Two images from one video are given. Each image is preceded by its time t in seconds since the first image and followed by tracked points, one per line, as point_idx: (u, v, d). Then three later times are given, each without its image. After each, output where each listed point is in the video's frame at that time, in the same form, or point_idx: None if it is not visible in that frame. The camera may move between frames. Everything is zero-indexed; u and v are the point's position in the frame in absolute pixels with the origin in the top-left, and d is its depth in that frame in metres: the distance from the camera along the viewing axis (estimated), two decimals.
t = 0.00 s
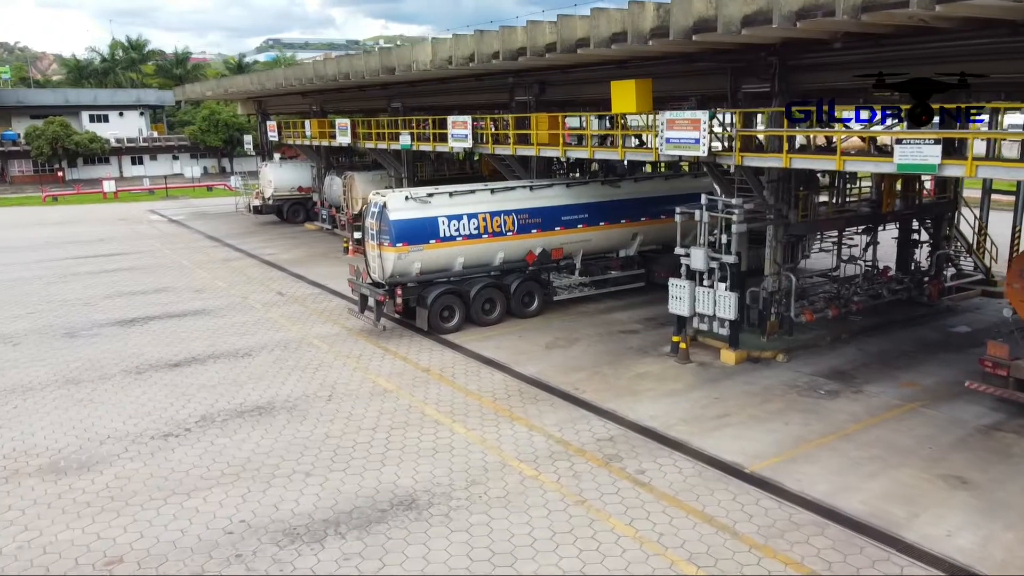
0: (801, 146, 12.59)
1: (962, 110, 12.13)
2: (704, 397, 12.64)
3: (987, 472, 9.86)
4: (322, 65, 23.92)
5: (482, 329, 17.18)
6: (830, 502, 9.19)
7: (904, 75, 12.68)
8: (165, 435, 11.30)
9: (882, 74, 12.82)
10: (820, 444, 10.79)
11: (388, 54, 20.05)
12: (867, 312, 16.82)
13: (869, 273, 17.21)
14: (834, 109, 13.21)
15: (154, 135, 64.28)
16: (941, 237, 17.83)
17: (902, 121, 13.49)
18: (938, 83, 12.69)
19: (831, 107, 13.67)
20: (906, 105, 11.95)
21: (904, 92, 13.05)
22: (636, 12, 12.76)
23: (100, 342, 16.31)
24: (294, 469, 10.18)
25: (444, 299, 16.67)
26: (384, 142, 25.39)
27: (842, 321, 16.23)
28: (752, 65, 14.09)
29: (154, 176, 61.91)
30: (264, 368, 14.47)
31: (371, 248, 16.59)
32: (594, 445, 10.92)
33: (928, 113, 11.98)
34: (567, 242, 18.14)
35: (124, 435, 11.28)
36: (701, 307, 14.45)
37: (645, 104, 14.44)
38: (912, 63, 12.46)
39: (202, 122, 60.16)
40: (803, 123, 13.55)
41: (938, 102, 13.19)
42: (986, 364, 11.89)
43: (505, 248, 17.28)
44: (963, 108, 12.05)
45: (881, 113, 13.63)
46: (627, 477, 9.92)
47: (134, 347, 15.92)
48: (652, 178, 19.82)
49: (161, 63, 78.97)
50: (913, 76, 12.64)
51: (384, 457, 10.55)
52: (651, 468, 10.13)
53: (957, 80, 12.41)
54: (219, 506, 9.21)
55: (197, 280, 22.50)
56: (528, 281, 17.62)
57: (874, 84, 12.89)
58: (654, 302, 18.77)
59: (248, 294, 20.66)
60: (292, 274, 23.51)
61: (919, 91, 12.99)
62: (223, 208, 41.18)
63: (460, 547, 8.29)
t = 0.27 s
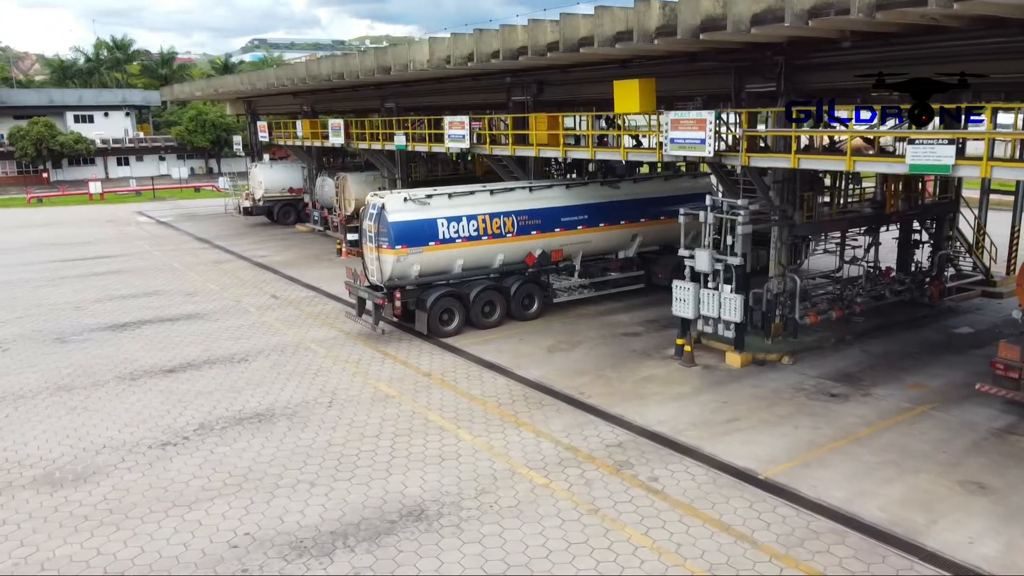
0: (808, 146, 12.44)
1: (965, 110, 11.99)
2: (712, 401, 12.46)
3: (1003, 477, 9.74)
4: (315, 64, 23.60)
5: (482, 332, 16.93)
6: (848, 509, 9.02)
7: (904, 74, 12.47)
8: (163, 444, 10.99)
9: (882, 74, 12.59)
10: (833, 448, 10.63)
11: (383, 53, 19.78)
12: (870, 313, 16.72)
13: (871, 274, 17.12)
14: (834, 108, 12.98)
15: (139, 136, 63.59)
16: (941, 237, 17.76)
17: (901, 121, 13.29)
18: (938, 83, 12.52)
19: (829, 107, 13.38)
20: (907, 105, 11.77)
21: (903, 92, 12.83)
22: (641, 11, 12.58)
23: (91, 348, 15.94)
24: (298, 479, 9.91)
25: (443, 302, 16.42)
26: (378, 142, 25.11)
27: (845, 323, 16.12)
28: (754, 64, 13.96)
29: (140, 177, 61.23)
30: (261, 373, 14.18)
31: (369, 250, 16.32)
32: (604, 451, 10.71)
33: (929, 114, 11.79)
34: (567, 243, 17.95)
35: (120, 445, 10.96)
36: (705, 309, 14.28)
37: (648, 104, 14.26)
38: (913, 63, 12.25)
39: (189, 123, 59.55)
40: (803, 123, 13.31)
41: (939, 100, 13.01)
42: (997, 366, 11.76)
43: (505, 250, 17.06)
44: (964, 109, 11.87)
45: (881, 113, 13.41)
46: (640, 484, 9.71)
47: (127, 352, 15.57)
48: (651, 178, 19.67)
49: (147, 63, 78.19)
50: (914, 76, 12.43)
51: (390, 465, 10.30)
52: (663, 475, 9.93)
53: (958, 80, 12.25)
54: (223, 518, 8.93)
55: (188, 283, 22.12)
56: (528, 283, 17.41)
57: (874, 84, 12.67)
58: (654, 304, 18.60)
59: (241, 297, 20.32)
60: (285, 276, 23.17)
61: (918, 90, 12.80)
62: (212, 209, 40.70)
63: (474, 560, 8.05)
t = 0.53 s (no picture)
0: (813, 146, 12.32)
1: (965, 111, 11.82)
2: (718, 405, 12.30)
3: (1016, 480, 9.64)
4: (306, 64, 23.29)
5: (480, 335, 16.69)
6: (864, 515, 8.88)
7: (904, 74, 12.31)
8: (159, 453, 10.70)
9: (882, 74, 12.44)
10: (844, 452, 10.50)
11: (377, 53, 19.52)
12: (870, 314, 16.64)
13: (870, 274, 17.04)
14: (835, 109, 12.84)
15: (122, 137, 62.81)
16: (940, 238, 17.73)
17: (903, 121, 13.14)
18: (938, 84, 12.34)
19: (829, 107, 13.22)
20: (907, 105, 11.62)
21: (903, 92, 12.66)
22: (645, 9, 12.42)
23: (81, 353, 15.57)
24: (300, 488, 9.66)
25: (441, 305, 16.16)
26: (369, 143, 24.82)
27: (846, 324, 16.02)
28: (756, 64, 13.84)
29: (123, 178, 60.47)
30: (257, 379, 13.88)
31: (365, 253, 16.05)
32: (613, 456, 10.52)
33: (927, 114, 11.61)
34: (565, 244, 17.77)
35: (115, 454, 10.65)
36: (708, 311, 14.13)
37: (650, 103, 14.10)
38: (912, 63, 12.09)
39: (173, 123, 58.88)
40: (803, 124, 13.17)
41: (937, 101, 12.71)
42: (1006, 367, 11.69)
43: (503, 251, 16.85)
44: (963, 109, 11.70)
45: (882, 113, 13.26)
46: (652, 491, 9.52)
47: (118, 358, 15.22)
48: (648, 178, 19.54)
49: (129, 63, 77.30)
50: (913, 76, 12.28)
51: (395, 473, 10.06)
52: (675, 481, 9.76)
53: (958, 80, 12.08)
54: (225, 530, 8.66)
55: (177, 286, 21.74)
56: (526, 285, 17.21)
57: (874, 84, 12.52)
58: (652, 306, 18.47)
59: (233, 301, 19.99)
60: (276, 279, 22.84)
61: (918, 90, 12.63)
62: (198, 210, 40.20)
63: (488, 572, 7.84)
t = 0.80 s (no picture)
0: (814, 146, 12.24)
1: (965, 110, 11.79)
2: (720, 407, 12.18)
3: None
4: (291, 64, 22.93)
5: (473, 338, 16.47)
6: (877, 518, 8.78)
7: (903, 74, 12.28)
8: (151, 463, 10.37)
9: (882, 74, 12.42)
10: (850, 454, 10.41)
11: (365, 52, 19.24)
12: (864, 314, 16.63)
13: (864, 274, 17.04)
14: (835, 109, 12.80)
15: (97, 137, 61.80)
16: (931, 237, 17.78)
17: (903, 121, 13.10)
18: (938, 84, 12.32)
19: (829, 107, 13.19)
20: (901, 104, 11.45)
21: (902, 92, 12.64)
22: (644, 7, 12.28)
23: (64, 359, 15.15)
24: (300, 498, 9.39)
25: (435, 308, 15.91)
26: (356, 143, 24.50)
27: (841, 324, 15.99)
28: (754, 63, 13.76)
29: (99, 179, 59.49)
30: (249, 384, 13.57)
31: (356, 255, 15.77)
32: (618, 461, 10.35)
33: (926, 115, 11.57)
34: (558, 246, 17.61)
35: (105, 465, 10.30)
36: (706, 313, 14.02)
37: (646, 103, 13.95)
38: (912, 63, 12.06)
39: (150, 124, 58.01)
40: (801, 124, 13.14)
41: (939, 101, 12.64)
42: (1007, 367, 11.68)
43: (496, 253, 16.64)
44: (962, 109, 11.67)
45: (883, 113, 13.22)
46: (660, 497, 9.36)
47: (103, 364, 14.82)
48: (640, 179, 19.45)
49: (103, 63, 76.12)
50: (913, 76, 12.26)
51: (396, 481, 9.81)
52: (683, 486, 9.61)
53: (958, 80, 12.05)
54: (225, 543, 8.38)
55: (161, 290, 21.30)
56: (520, 287, 17.01)
57: (874, 84, 12.50)
58: (646, 307, 18.36)
59: (218, 304, 19.60)
60: (261, 282, 22.47)
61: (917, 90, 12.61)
62: (177, 212, 39.57)
63: None
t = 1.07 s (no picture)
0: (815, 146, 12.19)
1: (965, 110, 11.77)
2: (722, 409, 12.08)
3: None
4: (275, 63, 22.58)
5: (467, 341, 16.26)
6: (889, 521, 8.70)
7: (903, 75, 12.26)
8: (145, 473, 10.07)
9: (882, 74, 12.41)
10: (856, 456, 10.34)
11: (353, 51, 18.96)
12: (858, 314, 16.63)
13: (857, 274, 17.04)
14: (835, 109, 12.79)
15: (72, 138, 60.78)
16: (923, 237, 17.83)
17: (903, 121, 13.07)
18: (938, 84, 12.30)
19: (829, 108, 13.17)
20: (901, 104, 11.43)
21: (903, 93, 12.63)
22: (643, 5, 12.14)
23: (47, 366, 14.74)
24: (302, 508, 9.15)
25: (428, 310, 15.68)
26: (342, 143, 24.20)
27: (836, 324, 15.97)
28: (751, 63, 13.69)
29: (74, 181, 58.50)
30: (241, 390, 13.27)
31: (348, 257, 15.51)
32: (624, 466, 10.20)
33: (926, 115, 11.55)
34: (551, 247, 17.45)
35: (96, 476, 9.98)
36: (705, 314, 13.92)
37: (643, 103, 13.82)
38: (912, 63, 12.05)
39: (127, 124, 57.11)
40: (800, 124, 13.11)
41: (939, 100, 12.62)
42: (1008, 367, 11.69)
43: (490, 254, 16.45)
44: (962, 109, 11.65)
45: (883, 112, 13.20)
46: (669, 502, 9.21)
47: (88, 370, 14.44)
48: (632, 179, 19.37)
49: (77, 62, 74.90)
50: (913, 76, 12.24)
51: (399, 489, 9.59)
52: (691, 491, 9.48)
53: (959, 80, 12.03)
54: (226, 556, 8.12)
55: (144, 293, 20.88)
56: (513, 288, 16.83)
57: (874, 84, 12.48)
58: (639, 308, 18.27)
59: (205, 308, 19.23)
60: (247, 284, 22.11)
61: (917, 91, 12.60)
62: (156, 214, 38.95)
63: None
